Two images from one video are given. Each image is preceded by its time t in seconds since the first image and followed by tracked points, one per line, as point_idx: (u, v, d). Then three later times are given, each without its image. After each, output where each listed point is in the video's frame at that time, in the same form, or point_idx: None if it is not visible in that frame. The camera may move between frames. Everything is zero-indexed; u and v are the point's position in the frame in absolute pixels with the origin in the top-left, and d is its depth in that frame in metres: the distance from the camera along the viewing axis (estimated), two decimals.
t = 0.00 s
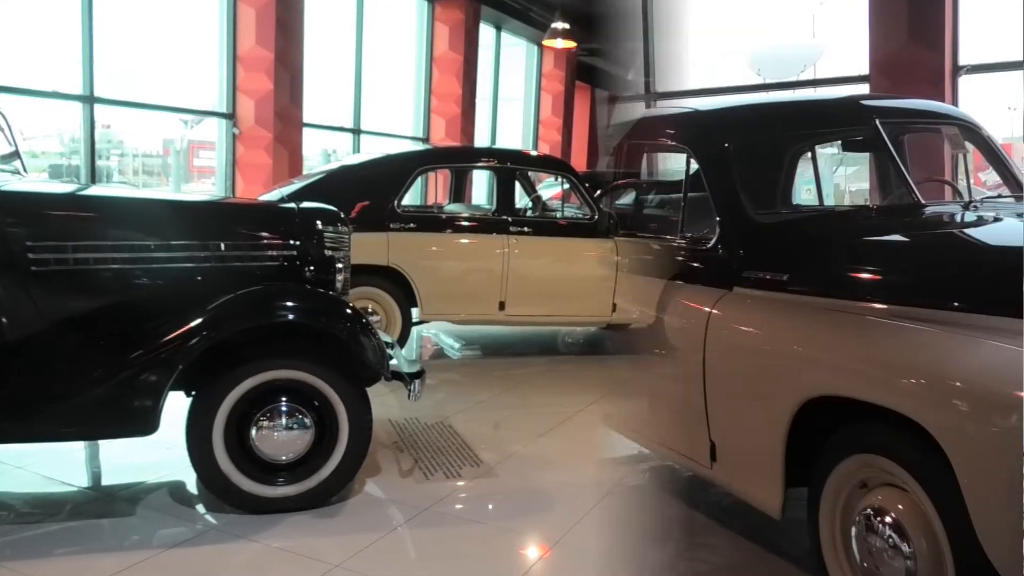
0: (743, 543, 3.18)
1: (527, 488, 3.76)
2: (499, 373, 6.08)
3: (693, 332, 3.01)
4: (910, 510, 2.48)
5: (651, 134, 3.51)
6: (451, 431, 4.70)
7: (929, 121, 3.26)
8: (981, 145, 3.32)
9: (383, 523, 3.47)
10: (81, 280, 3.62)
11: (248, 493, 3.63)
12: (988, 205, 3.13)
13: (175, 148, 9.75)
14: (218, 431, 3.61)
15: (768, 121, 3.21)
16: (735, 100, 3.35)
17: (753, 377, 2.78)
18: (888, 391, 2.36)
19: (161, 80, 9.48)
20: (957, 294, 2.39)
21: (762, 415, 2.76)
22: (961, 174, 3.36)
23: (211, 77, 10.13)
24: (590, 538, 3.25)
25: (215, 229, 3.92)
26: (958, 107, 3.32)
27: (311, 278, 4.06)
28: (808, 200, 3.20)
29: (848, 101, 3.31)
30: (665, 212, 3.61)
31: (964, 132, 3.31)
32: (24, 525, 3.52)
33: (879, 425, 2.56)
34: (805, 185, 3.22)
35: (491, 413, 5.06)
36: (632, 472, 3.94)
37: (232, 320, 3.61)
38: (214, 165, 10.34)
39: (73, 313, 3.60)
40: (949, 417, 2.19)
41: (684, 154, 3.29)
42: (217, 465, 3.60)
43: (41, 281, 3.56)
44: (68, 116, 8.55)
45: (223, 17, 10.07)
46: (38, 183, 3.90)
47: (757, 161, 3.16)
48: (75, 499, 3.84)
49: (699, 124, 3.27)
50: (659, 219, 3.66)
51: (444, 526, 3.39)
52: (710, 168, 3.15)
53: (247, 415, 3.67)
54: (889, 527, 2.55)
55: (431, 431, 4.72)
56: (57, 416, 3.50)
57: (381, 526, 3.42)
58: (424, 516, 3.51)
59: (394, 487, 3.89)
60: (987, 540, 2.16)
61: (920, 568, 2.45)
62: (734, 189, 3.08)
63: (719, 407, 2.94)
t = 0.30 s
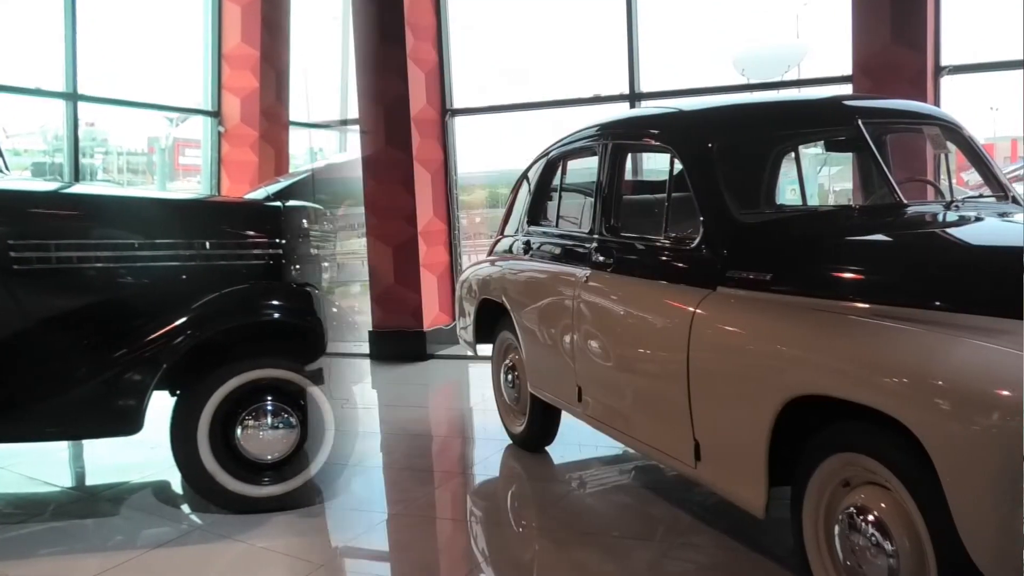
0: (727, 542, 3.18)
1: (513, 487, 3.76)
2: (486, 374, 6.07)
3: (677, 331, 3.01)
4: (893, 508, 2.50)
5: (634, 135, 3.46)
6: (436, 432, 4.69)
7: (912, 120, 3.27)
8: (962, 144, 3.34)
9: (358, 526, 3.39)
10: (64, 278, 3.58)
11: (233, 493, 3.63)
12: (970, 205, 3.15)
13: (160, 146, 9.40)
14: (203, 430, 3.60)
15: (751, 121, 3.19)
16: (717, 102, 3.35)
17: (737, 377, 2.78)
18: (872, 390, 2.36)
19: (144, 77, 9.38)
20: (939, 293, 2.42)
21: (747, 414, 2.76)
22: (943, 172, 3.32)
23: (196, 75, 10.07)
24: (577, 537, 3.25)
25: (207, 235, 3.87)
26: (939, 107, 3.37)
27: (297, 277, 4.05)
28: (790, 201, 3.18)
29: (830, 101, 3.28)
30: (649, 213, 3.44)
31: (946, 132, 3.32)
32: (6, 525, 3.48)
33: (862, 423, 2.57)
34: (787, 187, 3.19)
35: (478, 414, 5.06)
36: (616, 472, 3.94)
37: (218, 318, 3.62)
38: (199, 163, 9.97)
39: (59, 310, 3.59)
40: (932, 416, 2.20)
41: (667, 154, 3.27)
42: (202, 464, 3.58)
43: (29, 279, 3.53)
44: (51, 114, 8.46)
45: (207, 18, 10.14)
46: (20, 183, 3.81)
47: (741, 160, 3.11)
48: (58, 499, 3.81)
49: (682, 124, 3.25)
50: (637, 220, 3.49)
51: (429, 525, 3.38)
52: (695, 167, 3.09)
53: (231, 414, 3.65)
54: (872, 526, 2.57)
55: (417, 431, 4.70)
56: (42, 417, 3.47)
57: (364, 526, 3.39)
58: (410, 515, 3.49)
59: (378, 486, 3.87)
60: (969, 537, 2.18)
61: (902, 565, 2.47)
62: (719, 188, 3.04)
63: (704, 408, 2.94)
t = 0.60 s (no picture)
0: (712, 541, 3.19)
1: (499, 486, 3.76)
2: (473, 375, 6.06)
3: (662, 330, 3.01)
4: (877, 508, 2.51)
5: (620, 134, 3.45)
6: (421, 432, 4.67)
7: (895, 120, 3.28)
8: (944, 143, 3.37)
9: (334, 532, 3.33)
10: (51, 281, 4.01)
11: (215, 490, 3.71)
12: (953, 204, 3.18)
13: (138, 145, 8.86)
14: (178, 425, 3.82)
15: (736, 121, 3.18)
16: (701, 102, 3.35)
17: (721, 377, 2.79)
18: (856, 390, 2.37)
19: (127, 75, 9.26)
20: (921, 292, 2.46)
21: (730, 413, 2.77)
22: (927, 172, 3.34)
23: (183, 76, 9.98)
24: (561, 535, 3.25)
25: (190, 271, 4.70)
26: (924, 108, 3.38)
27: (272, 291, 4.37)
28: (775, 200, 3.18)
29: (814, 101, 3.28)
30: (632, 213, 3.41)
31: (929, 132, 3.35)
32: None
33: (844, 422, 2.59)
34: (772, 186, 3.19)
35: (465, 414, 5.04)
36: (602, 471, 3.93)
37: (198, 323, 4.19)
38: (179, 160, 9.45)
39: (49, 314, 4.03)
40: (916, 415, 2.22)
41: (652, 153, 3.26)
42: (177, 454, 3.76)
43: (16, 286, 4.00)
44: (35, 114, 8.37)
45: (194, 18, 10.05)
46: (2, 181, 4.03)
47: (725, 160, 3.10)
48: (41, 498, 3.79)
49: (667, 124, 3.25)
50: (622, 220, 3.46)
51: (416, 525, 3.37)
52: (679, 167, 3.09)
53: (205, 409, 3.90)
54: (856, 525, 2.58)
55: (403, 432, 4.68)
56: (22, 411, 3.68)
57: (344, 530, 3.35)
58: (395, 514, 3.48)
59: (364, 485, 3.86)
60: (952, 535, 2.21)
61: (885, 564, 2.49)
62: (703, 187, 3.03)
63: (689, 408, 2.94)
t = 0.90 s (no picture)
0: (698, 540, 3.19)
1: (486, 486, 3.75)
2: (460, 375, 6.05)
3: (649, 329, 3.01)
4: (862, 506, 2.52)
5: (606, 134, 3.45)
6: (408, 431, 4.67)
7: (879, 120, 3.29)
8: (928, 143, 3.39)
9: (319, 532, 3.32)
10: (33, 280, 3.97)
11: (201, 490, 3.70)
12: (937, 203, 3.19)
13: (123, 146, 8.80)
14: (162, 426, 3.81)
15: (721, 120, 3.18)
16: (687, 101, 3.35)
17: (708, 376, 2.79)
18: (842, 388, 2.38)
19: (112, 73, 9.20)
20: (904, 291, 2.47)
21: (716, 412, 2.78)
22: (911, 171, 3.34)
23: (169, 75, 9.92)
24: (547, 535, 3.25)
25: (175, 268, 4.69)
26: (908, 107, 3.39)
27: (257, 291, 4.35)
28: (761, 199, 3.22)
29: (799, 100, 3.29)
30: (619, 212, 3.42)
31: (913, 131, 3.36)
32: None
33: (829, 420, 2.60)
34: (757, 184, 3.22)
35: (451, 413, 5.04)
36: (588, 471, 3.94)
37: (184, 323, 4.16)
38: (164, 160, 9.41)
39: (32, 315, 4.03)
40: (900, 413, 2.23)
41: (638, 153, 3.25)
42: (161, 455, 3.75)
43: None
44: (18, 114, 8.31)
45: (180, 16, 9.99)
46: None
47: (711, 159, 3.10)
48: (24, 500, 3.76)
49: (653, 124, 3.25)
50: (609, 219, 3.45)
51: (402, 525, 3.37)
52: (665, 167, 3.08)
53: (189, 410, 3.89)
54: (841, 522, 2.59)
55: (390, 432, 4.67)
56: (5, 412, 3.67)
57: (330, 530, 3.34)
58: (380, 514, 3.48)
59: (350, 484, 3.85)
60: (936, 532, 2.22)
61: (870, 562, 2.50)
62: (688, 187, 3.03)
63: (676, 407, 2.95)
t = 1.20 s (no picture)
0: (684, 538, 3.20)
1: (472, 486, 3.75)
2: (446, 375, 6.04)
3: (634, 328, 3.02)
4: (845, 504, 2.53)
5: (590, 133, 3.45)
6: (394, 432, 4.66)
7: (862, 119, 3.30)
8: (910, 143, 3.41)
9: (307, 532, 3.32)
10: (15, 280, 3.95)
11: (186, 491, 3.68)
12: (920, 202, 3.20)
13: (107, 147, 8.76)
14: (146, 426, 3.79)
15: (705, 119, 3.18)
16: (671, 101, 3.36)
17: (693, 375, 2.80)
18: (826, 386, 2.39)
19: (95, 72, 9.14)
20: (888, 289, 2.48)
21: (700, 410, 2.79)
22: (895, 170, 3.35)
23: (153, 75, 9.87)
24: (533, 534, 3.24)
25: (159, 268, 4.68)
26: (892, 107, 3.41)
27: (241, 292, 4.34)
28: (745, 198, 3.19)
29: (782, 99, 3.30)
30: (605, 211, 3.41)
31: (896, 130, 3.37)
32: None
33: (812, 418, 2.61)
34: (741, 181, 3.20)
35: (437, 413, 5.03)
36: (574, 470, 3.94)
37: (167, 323, 4.14)
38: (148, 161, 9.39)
39: (14, 316, 4.02)
40: (884, 411, 2.24)
41: (623, 152, 3.25)
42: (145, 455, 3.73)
43: None
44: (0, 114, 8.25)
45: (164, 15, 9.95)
46: None
47: (695, 158, 3.10)
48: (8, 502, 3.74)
49: (637, 123, 3.25)
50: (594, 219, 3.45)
51: (388, 526, 3.36)
52: (649, 167, 3.08)
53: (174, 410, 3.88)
54: (825, 520, 2.60)
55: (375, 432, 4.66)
56: None
57: (316, 531, 3.33)
58: (366, 514, 3.47)
59: (335, 485, 3.84)
60: (920, 530, 2.24)
61: (854, 560, 2.51)
62: (673, 186, 3.03)
63: (661, 406, 2.95)
